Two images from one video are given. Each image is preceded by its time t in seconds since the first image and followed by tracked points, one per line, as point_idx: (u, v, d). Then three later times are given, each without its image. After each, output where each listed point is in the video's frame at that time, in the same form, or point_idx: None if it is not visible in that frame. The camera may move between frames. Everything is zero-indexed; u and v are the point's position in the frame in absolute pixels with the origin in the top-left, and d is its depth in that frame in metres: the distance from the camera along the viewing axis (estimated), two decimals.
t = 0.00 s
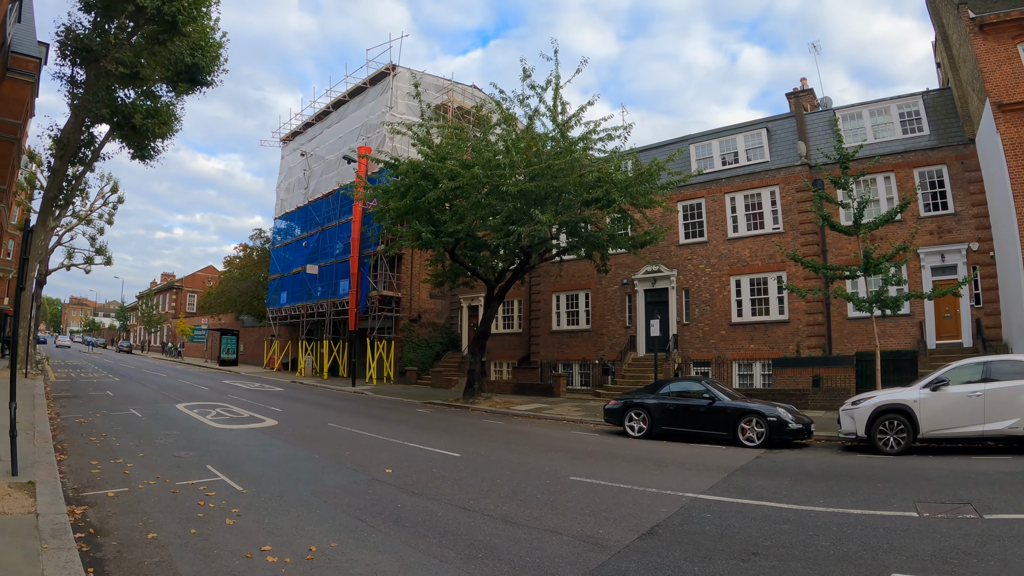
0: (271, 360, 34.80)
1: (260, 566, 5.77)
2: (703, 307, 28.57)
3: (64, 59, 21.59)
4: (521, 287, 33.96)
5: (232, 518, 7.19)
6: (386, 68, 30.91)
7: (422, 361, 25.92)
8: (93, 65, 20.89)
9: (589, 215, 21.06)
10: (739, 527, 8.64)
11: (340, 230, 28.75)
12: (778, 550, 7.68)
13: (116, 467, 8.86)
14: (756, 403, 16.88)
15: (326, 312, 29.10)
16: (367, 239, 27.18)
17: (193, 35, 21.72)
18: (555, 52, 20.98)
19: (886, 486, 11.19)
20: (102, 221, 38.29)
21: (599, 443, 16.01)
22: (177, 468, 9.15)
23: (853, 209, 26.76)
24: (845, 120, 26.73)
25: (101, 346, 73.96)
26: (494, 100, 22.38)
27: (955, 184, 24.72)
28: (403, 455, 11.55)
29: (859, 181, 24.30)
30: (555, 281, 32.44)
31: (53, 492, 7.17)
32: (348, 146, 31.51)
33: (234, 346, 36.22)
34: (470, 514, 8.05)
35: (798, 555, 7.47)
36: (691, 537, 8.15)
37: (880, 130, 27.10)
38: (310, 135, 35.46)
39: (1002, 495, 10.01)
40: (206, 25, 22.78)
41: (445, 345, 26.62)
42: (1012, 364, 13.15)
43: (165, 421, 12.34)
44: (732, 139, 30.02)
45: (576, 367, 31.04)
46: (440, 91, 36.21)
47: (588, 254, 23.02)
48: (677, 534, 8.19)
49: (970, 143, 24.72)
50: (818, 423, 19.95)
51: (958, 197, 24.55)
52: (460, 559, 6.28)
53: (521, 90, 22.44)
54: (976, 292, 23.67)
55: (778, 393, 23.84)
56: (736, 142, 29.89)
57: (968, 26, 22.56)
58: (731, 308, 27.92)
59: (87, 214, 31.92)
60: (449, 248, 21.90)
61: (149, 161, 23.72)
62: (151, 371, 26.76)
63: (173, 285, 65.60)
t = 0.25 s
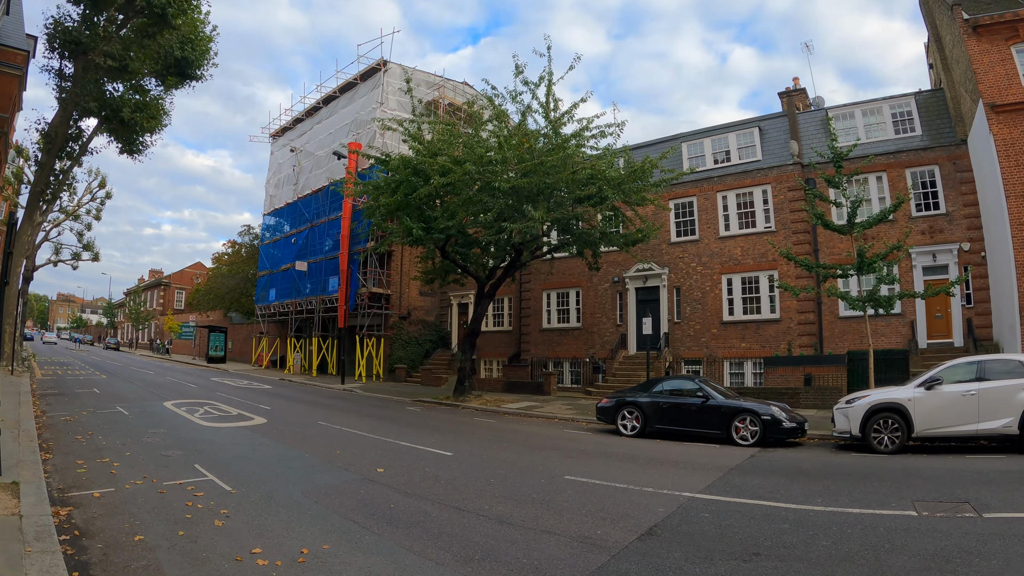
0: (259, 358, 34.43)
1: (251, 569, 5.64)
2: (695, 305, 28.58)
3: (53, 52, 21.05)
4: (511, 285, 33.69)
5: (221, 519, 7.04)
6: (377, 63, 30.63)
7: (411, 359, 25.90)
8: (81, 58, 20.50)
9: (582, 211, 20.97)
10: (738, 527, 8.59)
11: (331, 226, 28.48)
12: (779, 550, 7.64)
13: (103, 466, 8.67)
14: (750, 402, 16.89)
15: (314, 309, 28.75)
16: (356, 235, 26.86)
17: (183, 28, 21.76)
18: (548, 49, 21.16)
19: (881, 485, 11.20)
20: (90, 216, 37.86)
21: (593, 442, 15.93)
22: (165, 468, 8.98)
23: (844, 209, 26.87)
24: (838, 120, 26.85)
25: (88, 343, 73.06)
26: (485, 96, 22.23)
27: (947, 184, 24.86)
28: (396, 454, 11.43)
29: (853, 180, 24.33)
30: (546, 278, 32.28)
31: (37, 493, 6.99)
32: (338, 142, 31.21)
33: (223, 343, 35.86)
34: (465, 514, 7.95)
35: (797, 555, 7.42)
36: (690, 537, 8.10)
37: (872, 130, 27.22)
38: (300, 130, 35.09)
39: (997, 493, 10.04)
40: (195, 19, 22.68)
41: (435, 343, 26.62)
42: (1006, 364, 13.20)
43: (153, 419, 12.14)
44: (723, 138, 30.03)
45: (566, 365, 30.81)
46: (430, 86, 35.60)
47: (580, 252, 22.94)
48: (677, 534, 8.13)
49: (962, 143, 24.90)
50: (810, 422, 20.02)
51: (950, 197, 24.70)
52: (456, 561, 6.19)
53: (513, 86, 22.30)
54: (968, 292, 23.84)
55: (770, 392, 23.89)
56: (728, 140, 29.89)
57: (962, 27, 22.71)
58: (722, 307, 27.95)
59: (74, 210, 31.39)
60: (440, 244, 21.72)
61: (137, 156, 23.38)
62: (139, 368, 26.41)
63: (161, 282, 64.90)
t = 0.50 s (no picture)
0: (252, 355, 34.11)
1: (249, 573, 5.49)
2: (691, 303, 28.53)
3: (44, 45, 20.73)
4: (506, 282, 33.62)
5: (216, 521, 6.87)
6: (371, 59, 30.36)
7: (405, 356, 25.59)
8: (73, 51, 19.74)
9: (578, 209, 20.86)
10: (743, 527, 8.52)
11: (324, 223, 28.21)
12: (788, 550, 7.58)
13: (94, 466, 8.47)
14: (749, 400, 16.85)
15: (307, 306, 28.43)
16: (350, 232, 26.59)
17: (177, 22, 21.57)
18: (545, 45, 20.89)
19: (882, 483, 11.16)
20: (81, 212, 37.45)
21: (591, 440, 15.84)
22: (158, 467, 8.79)
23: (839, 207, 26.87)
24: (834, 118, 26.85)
25: (79, 340, 72.37)
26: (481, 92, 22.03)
27: (942, 183, 24.92)
28: (394, 453, 11.29)
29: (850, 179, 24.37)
30: (541, 276, 32.12)
31: (27, 494, 6.80)
32: (333, 139, 30.94)
33: (215, 340, 35.53)
34: (467, 514, 7.83)
35: (804, 555, 7.36)
36: (696, 537, 8.02)
37: (868, 130, 27.24)
38: (293, 126, 34.76)
39: (999, 492, 10.02)
40: (188, 13, 22.52)
41: (429, 340, 26.31)
42: (1005, 362, 13.20)
43: (145, 417, 11.94)
44: (719, 136, 29.98)
45: (561, 363, 30.69)
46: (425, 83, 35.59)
47: (575, 250, 22.81)
48: (683, 534, 8.05)
49: (958, 144, 24.98)
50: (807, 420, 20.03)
51: (945, 197, 24.76)
52: (461, 563, 6.08)
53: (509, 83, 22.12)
54: (963, 291, 23.91)
55: (766, 390, 23.91)
56: (724, 138, 29.84)
57: (959, 27, 22.76)
58: (718, 305, 27.92)
59: (64, 205, 30.93)
60: (435, 241, 21.51)
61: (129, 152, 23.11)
62: (130, 366, 26.09)
63: (153, 279, 64.31)
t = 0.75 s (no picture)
0: (247, 353, 33.77)
1: None
2: (691, 302, 28.38)
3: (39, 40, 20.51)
4: (505, 280, 33.42)
5: (220, 525, 6.67)
6: (369, 56, 30.06)
7: (403, 355, 25.25)
8: (69, 45, 19.33)
9: (580, 207, 20.67)
10: (756, 527, 8.41)
11: (322, 220, 27.92)
12: (805, 551, 7.47)
13: (92, 467, 8.26)
14: (753, 399, 16.74)
15: (304, 303, 28.13)
16: (348, 229, 26.32)
17: (174, 17, 21.37)
18: (546, 42, 20.65)
19: (891, 483, 11.05)
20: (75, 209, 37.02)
21: (594, 440, 15.68)
22: (158, 469, 8.58)
23: (841, 206, 26.75)
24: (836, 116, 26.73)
25: (72, 338, 71.70)
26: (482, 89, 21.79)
27: (942, 183, 24.86)
28: (398, 453, 11.12)
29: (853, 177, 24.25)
30: (540, 274, 31.88)
31: (24, 497, 6.59)
32: (330, 136, 30.65)
33: (211, 338, 35.23)
34: (477, 517, 7.68)
35: (822, 556, 7.25)
36: (709, 538, 7.91)
37: (869, 129, 27.14)
38: (290, 123, 34.43)
39: (1010, 491, 9.94)
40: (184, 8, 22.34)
41: (426, 339, 26.17)
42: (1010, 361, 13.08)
43: (143, 417, 11.70)
44: (720, 134, 29.85)
45: (560, 361, 30.48)
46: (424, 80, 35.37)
47: (576, 248, 22.61)
48: (697, 535, 7.93)
49: (958, 144, 24.92)
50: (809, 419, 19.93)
51: (945, 196, 24.69)
52: (476, 568, 5.95)
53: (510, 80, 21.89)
54: (963, 291, 23.86)
55: (767, 389, 23.78)
56: (724, 137, 29.70)
57: (961, 27, 22.65)
58: (718, 304, 27.79)
59: (59, 202, 30.57)
60: (435, 239, 21.25)
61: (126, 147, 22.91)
62: (126, 364, 25.76)
63: (148, 276, 63.73)
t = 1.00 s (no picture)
0: (249, 352, 33.54)
1: None
2: (696, 300, 28.13)
3: (41, 37, 20.24)
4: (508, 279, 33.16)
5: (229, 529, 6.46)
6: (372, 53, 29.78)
7: (406, 353, 24.91)
8: (71, 43, 19.19)
9: (586, 205, 20.42)
10: (778, 527, 8.21)
11: (324, 219, 27.68)
12: (828, 550, 7.28)
13: (96, 469, 8.04)
14: (764, 398, 16.51)
15: (307, 302, 27.87)
16: (352, 227, 26.07)
17: (176, 14, 21.14)
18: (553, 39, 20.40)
19: (908, 482, 10.83)
20: (76, 208, 36.70)
21: (603, 439, 15.46)
22: (163, 470, 8.36)
23: (850, 203, 26.49)
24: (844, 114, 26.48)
25: (73, 337, 71.41)
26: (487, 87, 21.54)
27: (949, 182, 24.60)
28: (406, 453, 10.90)
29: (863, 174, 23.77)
30: (544, 273, 31.58)
31: (26, 501, 6.37)
32: (333, 134, 30.41)
33: (212, 337, 35.01)
34: (492, 520, 7.49)
35: (850, 556, 7.06)
36: (731, 538, 7.71)
37: (875, 128, 26.89)
38: (293, 121, 34.16)
39: None
40: (186, 4, 22.10)
41: (430, 338, 25.45)
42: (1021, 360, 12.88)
43: (146, 416, 11.46)
44: (725, 133, 29.64)
45: (564, 360, 30.19)
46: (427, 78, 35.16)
47: (581, 247, 22.35)
48: (719, 536, 7.74)
49: (965, 143, 24.66)
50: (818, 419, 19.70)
51: (952, 195, 24.44)
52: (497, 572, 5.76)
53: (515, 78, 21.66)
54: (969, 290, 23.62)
55: (774, 389, 23.54)
56: (730, 135, 29.50)
57: (968, 26, 22.39)
58: (724, 303, 27.54)
59: (60, 200, 30.35)
60: (440, 237, 20.98)
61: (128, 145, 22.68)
62: (127, 363, 25.49)
63: (149, 275, 63.41)
